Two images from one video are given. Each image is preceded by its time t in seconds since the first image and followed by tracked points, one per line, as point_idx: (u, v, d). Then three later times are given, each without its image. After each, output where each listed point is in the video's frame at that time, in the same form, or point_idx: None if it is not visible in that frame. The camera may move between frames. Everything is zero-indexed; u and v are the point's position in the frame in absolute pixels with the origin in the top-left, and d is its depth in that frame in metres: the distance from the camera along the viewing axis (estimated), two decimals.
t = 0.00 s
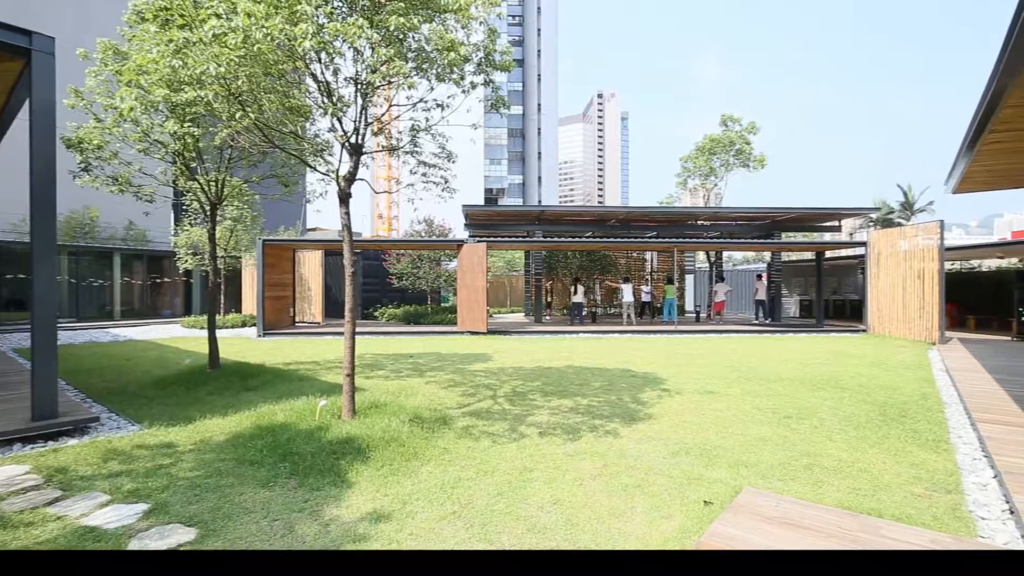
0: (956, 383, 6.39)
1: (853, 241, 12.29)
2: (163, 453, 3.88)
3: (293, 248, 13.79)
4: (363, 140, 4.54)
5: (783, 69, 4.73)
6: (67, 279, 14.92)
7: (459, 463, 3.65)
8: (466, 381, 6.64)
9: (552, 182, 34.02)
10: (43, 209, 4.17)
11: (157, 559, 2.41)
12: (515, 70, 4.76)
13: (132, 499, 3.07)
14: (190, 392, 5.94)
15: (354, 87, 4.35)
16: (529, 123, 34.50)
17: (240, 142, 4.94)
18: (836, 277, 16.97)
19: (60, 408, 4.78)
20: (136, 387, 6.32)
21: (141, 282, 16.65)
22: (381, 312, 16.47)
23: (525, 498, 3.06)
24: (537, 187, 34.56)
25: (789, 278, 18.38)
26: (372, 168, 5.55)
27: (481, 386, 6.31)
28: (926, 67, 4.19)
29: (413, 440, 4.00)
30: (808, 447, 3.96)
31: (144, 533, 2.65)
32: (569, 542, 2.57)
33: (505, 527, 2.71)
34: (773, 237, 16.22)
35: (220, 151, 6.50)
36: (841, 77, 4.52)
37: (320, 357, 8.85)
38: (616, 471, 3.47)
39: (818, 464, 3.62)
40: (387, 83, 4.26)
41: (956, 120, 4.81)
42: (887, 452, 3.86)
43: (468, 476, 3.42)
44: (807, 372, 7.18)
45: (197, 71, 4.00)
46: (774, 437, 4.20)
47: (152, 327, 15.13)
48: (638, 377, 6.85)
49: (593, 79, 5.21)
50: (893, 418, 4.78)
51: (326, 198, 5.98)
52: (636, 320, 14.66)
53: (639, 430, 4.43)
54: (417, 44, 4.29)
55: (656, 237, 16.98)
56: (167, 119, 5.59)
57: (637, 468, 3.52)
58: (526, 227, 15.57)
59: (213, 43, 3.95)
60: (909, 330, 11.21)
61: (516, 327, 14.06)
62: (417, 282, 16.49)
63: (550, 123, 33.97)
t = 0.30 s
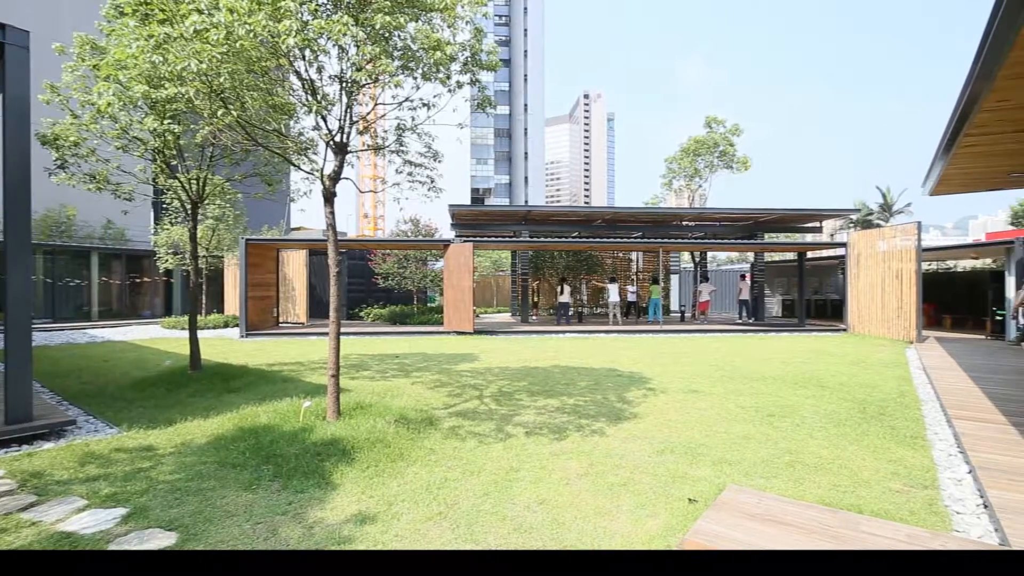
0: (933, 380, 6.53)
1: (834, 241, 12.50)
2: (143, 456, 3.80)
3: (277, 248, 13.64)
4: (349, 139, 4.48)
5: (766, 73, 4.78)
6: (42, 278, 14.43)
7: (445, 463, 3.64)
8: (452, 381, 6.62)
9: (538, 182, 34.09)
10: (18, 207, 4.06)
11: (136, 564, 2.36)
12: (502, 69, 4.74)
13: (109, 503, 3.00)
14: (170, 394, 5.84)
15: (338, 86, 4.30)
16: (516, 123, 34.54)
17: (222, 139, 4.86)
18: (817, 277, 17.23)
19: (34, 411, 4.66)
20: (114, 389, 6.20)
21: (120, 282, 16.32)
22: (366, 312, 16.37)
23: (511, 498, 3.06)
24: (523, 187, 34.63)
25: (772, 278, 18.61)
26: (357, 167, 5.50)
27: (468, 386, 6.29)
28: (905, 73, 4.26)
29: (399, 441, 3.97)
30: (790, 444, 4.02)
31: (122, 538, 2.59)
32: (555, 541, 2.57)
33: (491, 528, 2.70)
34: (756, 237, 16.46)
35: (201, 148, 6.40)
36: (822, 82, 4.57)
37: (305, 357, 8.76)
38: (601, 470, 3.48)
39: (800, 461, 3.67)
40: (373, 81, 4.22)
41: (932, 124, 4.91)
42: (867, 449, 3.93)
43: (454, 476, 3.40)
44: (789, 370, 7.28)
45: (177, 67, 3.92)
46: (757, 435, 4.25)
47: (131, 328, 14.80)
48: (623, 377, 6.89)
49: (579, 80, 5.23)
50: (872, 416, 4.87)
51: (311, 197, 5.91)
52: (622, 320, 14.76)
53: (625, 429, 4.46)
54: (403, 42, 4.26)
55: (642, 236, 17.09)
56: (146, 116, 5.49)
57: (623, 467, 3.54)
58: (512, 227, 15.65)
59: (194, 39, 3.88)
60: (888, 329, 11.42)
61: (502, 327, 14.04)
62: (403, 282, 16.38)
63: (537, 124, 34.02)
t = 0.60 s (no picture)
0: (933, 380, 6.53)
1: (834, 241, 12.49)
2: (143, 456, 3.80)
3: (277, 248, 13.64)
4: (348, 139, 4.48)
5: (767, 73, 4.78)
6: (42, 279, 14.40)
7: (445, 463, 3.64)
8: (452, 381, 6.63)
9: (538, 182, 34.10)
10: (19, 208, 4.07)
11: (137, 564, 2.36)
12: (502, 69, 4.73)
13: (109, 503, 3.00)
14: (170, 394, 5.84)
15: (338, 86, 4.30)
16: (516, 123, 34.55)
17: (222, 139, 4.86)
18: (818, 277, 17.19)
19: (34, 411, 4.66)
20: (114, 389, 6.20)
21: (120, 282, 16.30)
22: (367, 312, 16.37)
23: (511, 498, 3.05)
24: (524, 186, 34.63)
25: (772, 278, 18.56)
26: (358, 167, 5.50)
27: (468, 386, 6.30)
28: (905, 73, 4.26)
29: (399, 441, 3.97)
30: (790, 444, 4.02)
31: (122, 539, 2.59)
32: (554, 542, 2.57)
33: (491, 528, 2.70)
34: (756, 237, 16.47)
35: (201, 148, 6.41)
36: (822, 82, 4.57)
37: (305, 357, 8.76)
38: (601, 470, 3.48)
39: (800, 461, 3.67)
40: (372, 81, 4.22)
41: (932, 124, 4.91)
42: (867, 449, 3.93)
43: (454, 476, 3.40)
44: (789, 370, 7.29)
45: (177, 67, 3.92)
46: (757, 435, 4.25)
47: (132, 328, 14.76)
48: (623, 376, 6.89)
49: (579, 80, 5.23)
50: (872, 416, 4.87)
51: (311, 197, 5.91)
52: (622, 320, 14.76)
53: (624, 429, 4.46)
54: (403, 43, 4.26)
55: (643, 237, 17.11)
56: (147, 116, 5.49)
57: (623, 468, 3.54)
58: (512, 227, 15.63)
59: (194, 39, 3.89)
60: (888, 329, 11.41)
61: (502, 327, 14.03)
62: (403, 282, 16.37)
63: (537, 124, 34.03)
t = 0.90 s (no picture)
0: (933, 380, 6.53)
1: (834, 241, 12.49)
2: (143, 456, 3.80)
3: (277, 248, 13.64)
4: (348, 139, 4.48)
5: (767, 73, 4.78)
6: (42, 279, 14.39)
7: (445, 463, 3.64)
8: (453, 381, 6.63)
9: (539, 182, 34.08)
10: (19, 208, 4.07)
11: (137, 564, 2.36)
12: (502, 69, 4.73)
13: (109, 503, 3.00)
14: (170, 394, 5.84)
15: (338, 86, 4.30)
16: (516, 123, 34.55)
17: (222, 139, 4.86)
18: (818, 277, 17.19)
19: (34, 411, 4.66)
20: (115, 389, 6.20)
21: (120, 282, 16.29)
22: (367, 312, 16.37)
23: (511, 498, 3.05)
24: (524, 186, 34.63)
25: (772, 278, 18.53)
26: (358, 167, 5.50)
27: (468, 386, 6.30)
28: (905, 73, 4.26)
29: (399, 441, 3.97)
30: (790, 444, 4.02)
31: (122, 539, 2.59)
32: (555, 542, 2.56)
33: (491, 528, 2.70)
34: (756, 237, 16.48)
35: (201, 148, 6.41)
36: (822, 82, 4.57)
37: (305, 357, 8.76)
38: (602, 470, 3.48)
39: (800, 461, 3.67)
40: (372, 81, 4.22)
41: (932, 124, 4.90)
42: (867, 449, 3.93)
43: (454, 476, 3.40)
44: (789, 370, 7.30)
45: (177, 67, 3.92)
46: (757, 435, 4.25)
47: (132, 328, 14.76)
48: (623, 376, 6.89)
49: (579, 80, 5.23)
50: (872, 416, 4.87)
51: (310, 197, 5.91)
52: (622, 320, 14.77)
53: (624, 429, 4.46)
54: (403, 43, 4.27)
55: (643, 237, 17.11)
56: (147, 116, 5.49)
57: (623, 468, 3.54)
58: (512, 227, 15.58)
59: (194, 39, 3.88)
60: (888, 329, 11.41)
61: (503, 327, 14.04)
62: (403, 282, 16.35)
63: (537, 124, 34.03)
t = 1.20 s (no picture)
0: (933, 380, 6.53)
1: (834, 241, 12.49)
2: (143, 456, 3.80)
3: (276, 248, 13.64)
4: (349, 139, 4.47)
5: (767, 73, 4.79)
6: (42, 278, 14.38)
7: (445, 463, 3.64)
8: (453, 381, 6.64)
9: (539, 182, 34.05)
10: (19, 208, 4.07)
11: (137, 564, 2.36)
12: (502, 69, 4.73)
13: (109, 503, 3.00)
14: (171, 394, 5.84)
15: (338, 86, 4.30)
16: (516, 123, 34.52)
17: (221, 139, 4.86)
18: (817, 277, 17.19)
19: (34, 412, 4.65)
20: (115, 389, 6.19)
21: (120, 282, 16.27)
22: (366, 312, 16.37)
23: (511, 498, 3.05)
24: (524, 186, 34.60)
25: (771, 278, 18.56)
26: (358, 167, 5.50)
27: (468, 386, 6.30)
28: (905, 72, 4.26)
29: (399, 441, 3.97)
30: (789, 444, 4.02)
31: (122, 539, 2.59)
32: (555, 542, 2.57)
33: (491, 528, 2.70)
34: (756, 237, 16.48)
35: (201, 148, 6.40)
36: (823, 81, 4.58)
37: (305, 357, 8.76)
38: (602, 471, 3.47)
39: (800, 461, 3.67)
40: (372, 81, 4.21)
41: (933, 124, 4.90)
42: (866, 449, 3.94)
43: (454, 476, 3.40)
44: (789, 370, 7.29)
45: (177, 67, 3.91)
46: (757, 435, 4.25)
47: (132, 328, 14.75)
48: (623, 377, 6.88)
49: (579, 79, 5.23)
50: (872, 416, 4.86)
51: (311, 197, 5.91)
52: (622, 320, 14.77)
53: (624, 429, 4.46)
54: (402, 42, 4.27)
55: (643, 236, 17.11)
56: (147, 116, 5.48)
57: (623, 468, 3.53)
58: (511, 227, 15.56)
59: (194, 39, 3.88)
60: (888, 329, 11.41)
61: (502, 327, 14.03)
62: (403, 282, 16.33)
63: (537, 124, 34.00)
